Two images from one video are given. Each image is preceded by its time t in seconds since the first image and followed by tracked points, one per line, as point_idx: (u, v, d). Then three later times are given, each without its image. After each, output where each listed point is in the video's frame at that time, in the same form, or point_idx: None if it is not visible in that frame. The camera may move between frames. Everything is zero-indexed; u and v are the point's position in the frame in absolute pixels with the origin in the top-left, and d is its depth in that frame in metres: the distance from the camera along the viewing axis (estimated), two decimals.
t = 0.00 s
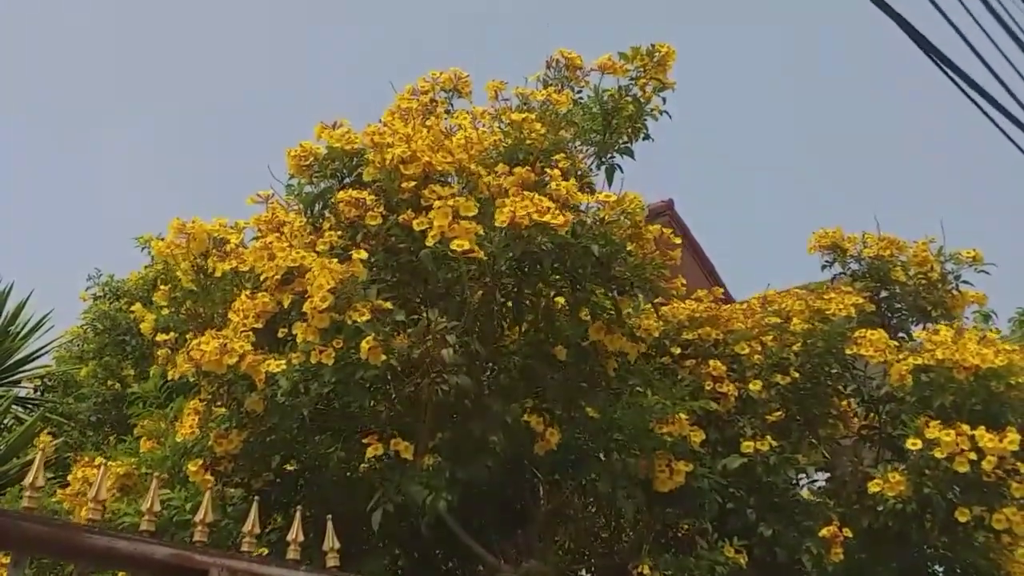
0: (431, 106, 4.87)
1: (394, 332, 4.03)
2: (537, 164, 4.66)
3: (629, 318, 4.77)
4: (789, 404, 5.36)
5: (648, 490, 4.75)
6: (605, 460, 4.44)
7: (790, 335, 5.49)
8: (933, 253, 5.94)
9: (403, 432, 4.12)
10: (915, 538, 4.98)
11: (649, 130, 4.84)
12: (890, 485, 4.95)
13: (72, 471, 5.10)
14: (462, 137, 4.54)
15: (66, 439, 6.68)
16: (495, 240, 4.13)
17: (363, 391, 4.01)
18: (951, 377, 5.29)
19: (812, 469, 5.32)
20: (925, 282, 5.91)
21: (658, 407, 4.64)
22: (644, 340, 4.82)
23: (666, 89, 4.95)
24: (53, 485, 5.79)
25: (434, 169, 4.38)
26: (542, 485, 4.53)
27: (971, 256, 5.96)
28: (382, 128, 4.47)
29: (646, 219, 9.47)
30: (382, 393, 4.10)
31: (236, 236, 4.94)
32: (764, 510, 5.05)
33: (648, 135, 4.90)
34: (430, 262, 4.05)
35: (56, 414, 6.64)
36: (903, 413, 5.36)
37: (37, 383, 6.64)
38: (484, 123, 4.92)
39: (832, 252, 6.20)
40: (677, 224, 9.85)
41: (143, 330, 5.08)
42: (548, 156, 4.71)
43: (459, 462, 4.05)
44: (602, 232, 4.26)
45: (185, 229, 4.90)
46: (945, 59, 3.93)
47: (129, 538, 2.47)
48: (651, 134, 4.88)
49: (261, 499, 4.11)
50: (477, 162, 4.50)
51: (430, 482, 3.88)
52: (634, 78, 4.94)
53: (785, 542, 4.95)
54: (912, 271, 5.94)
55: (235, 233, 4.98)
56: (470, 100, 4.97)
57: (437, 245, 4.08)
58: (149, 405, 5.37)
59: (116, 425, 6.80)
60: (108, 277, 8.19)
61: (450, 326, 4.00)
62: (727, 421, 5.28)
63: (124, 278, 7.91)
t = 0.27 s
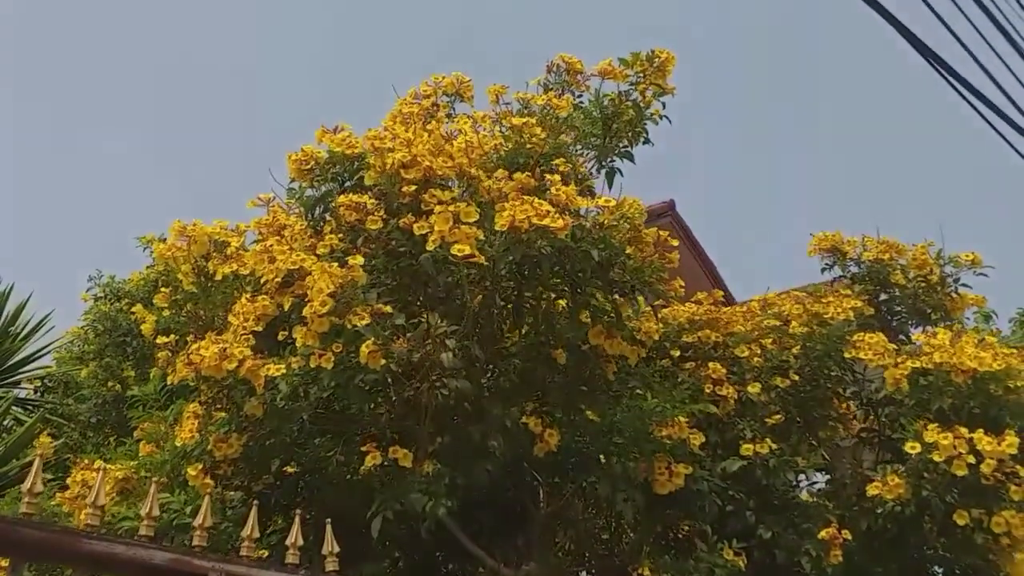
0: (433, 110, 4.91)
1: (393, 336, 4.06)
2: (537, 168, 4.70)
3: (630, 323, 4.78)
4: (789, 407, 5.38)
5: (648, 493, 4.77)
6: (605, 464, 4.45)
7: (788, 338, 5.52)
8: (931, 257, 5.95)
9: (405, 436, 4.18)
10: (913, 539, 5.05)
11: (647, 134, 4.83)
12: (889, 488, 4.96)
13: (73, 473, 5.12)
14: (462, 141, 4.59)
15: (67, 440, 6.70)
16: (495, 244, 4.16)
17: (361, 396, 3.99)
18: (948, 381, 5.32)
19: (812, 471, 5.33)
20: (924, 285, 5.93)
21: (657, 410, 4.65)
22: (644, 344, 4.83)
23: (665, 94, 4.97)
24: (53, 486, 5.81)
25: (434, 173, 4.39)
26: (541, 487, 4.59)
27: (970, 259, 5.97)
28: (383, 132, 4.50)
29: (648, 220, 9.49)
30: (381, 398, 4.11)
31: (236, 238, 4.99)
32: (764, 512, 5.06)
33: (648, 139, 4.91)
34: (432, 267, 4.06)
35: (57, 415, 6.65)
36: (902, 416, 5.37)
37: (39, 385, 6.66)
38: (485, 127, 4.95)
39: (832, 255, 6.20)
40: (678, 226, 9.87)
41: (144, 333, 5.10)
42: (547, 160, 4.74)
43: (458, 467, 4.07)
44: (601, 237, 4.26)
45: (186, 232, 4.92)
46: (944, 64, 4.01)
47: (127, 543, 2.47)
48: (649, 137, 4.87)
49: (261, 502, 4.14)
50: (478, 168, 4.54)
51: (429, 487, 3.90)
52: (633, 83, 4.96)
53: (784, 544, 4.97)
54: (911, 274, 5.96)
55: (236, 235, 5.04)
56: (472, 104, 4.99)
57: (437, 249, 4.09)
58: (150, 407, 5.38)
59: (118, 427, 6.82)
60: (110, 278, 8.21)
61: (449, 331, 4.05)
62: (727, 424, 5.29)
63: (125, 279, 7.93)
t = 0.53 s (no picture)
0: (433, 111, 4.92)
1: (392, 337, 4.09)
2: (536, 169, 4.69)
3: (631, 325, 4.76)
4: (788, 407, 5.40)
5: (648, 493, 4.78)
6: (605, 464, 4.47)
7: (789, 339, 5.50)
8: (931, 257, 5.95)
9: (405, 439, 4.15)
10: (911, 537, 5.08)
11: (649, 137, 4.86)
12: (889, 488, 4.97)
13: (73, 473, 5.12)
14: (463, 143, 4.57)
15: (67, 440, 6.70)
16: (495, 245, 4.18)
17: (361, 399, 4.06)
18: (949, 382, 5.33)
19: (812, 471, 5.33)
20: (922, 285, 5.94)
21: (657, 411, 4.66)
22: (644, 345, 4.83)
23: (666, 96, 4.98)
24: (52, 486, 5.81)
25: (434, 174, 4.40)
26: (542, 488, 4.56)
27: (968, 260, 5.98)
28: (383, 134, 4.51)
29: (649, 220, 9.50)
30: (381, 399, 4.13)
31: (235, 238, 5.01)
32: (763, 513, 5.08)
33: (648, 141, 4.90)
34: (431, 267, 4.13)
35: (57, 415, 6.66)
36: (901, 416, 5.38)
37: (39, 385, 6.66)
38: (486, 128, 4.95)
39: (832, 256, 6.20)
40: (679, 225, 9.88)
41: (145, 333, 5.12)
42: (546, 161, 4.73)
43: (459, 467, 4.13)
44: (600, 237, 4.25)
45: (186, 233, 4.91)
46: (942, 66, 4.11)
47: (126, 545, 2.48)
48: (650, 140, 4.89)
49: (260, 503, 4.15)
50: (481, 170, 4.54)
51: (429, 487, 3.98)
52: (634, 85, 4.96)
53: (784, 543, 5.00)
54: (911, 275, 5.95)
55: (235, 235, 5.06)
56: (472, 105, 4.99)
57: (437, 250, 4.11)
58: (150, 408, 5.39)
59: (118, 427, 6.82)
60: (110, 278, 8.22)
61: (448, 332, 4.20)
62: (727, 424, 5.30)
63: (125, 279, 7.93)
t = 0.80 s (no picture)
0: (433, 110, 4.94)
1: (392, 335, 4.06)
2: (536, 167, 4.70)
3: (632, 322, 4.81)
4: (788, 404, 5.39)
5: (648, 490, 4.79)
6: (605, 461, 4.47)
7: (788, 335, 5.54)
8: (931, 255, 5.96)
9: (405, 436, 4.16)
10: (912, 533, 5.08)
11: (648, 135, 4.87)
12: (889, 485, 4.97)
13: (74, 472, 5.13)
14: (463, 141, 4.57)
15: (68, 440, 6.71)
16: (496, 243, 4.18)
17: (362, 396, 4.04)
18: (948, 378, 5.35)
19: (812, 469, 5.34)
20: (921, 283, 5.94)
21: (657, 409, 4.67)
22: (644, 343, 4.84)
23: (666, 94, 4.99)
24: (52, 487, 5.82)
25: (435, 172, 4.41)
26: (542, 485, 4.58)
27: (967, 257, 5.99)
28: (384, 132, 4.51)
29: (651, 219, 9.51)
30: (381, 397, 4.13)
31: (236, 237, 5.03)
32: (764, 510, 5.09)
33: (647, 139, 4.93)
34: (432, 265, 4.11)
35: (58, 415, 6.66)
36: (900, 414, 5.38)
37: (39, 385, 6.67)
38: (486, 127, 4.96)
39: (831, 253, 6.22)
40: (681, 224, 9.90)
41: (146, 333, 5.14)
42: (546, 159, 4.75)
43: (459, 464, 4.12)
44: (600, 235, 4.26)
45: (186, 232, 4.92)
46: (939, 63, 4.16)
47: (124, 544, 2.49)
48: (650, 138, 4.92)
49: (261, 501, 4.15)
50: (480, 168, 4.54)
51: (430, 484, 3.97)
52: (633, 83, 4.97)
53: (784, 540, 5.00)
54: (909, 273, 5.97)
55: (235, 234, 5.08)
56: (472, 104, 5.01)
57: (437, 248, 4.11)
58: (150, 407, 5.39)
59: (118, 426, 6.83)
60: (111, 278, 8.23)
61: (449, 329, 4.15)
62: (727, 421, 5.31)
63: (126, 279, 7.95)
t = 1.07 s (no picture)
0: (434, 106, 4.95)
1: (392, 331, 4.07)
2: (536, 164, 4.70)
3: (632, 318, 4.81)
4: (789, 400, 5.40)
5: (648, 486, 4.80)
6: (605, 457, 4.48)
7: (788, 331, 5.55)
8: (930, 251, 5.97)
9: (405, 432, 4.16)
10: (913, 528, 5.08)
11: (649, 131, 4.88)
12: (889, 479, 4.99)
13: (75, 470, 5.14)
14: (463, 137, 4.56)
15: (69, 439, 6.72)
16: (496, 239, 4.17)
17: (362, 392, 4.02)
18: (947, 373, 5.37)
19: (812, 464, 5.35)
20: (921, 279, 5.94)
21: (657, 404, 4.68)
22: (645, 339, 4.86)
23: (666, 90, 4.99)
24: (53, 485, 5.81)
25: (435, 168, 4.42)
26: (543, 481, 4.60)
27: (966, 253, 5.99)
28: (384, 128, 4.51)
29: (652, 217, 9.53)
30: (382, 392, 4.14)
31: (236, 234, 4.99)
32: (764, 505, 5.11)
33: (648, 135, 4.96)
34: (432, 261, 4.12)
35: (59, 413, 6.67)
36: (900, 409, 5.38)
37: (40, 384, 6.68)
38: (486, 122, 4.97)
39: (831, 250, 6.24)
40: (682, 223, 9.91)
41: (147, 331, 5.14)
42: (546, 155, 4.76)
43: (459, 459, 4.10)
44: (600, 231, 4.27)
45: (186, 229, 4.86)
46: (939, 59, 4.20)
47: (123, 541, 2.50)
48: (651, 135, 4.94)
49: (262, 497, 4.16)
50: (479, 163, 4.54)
51: (430, 478, 3.95)
52: (634, 79, 4.98)
53: (785, 536, 5.01)
54: (909, 269, 5.96)
55: (236, 231, 5.03)
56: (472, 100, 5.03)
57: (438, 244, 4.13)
58: (151, 405, 5.40)
59: (120, 425, 6.84)
60: (112, 276, 8.24)
61: (449, 325, 4.13)
62: (728, 417, 5.31)
63: (127, 277, 7.96)
